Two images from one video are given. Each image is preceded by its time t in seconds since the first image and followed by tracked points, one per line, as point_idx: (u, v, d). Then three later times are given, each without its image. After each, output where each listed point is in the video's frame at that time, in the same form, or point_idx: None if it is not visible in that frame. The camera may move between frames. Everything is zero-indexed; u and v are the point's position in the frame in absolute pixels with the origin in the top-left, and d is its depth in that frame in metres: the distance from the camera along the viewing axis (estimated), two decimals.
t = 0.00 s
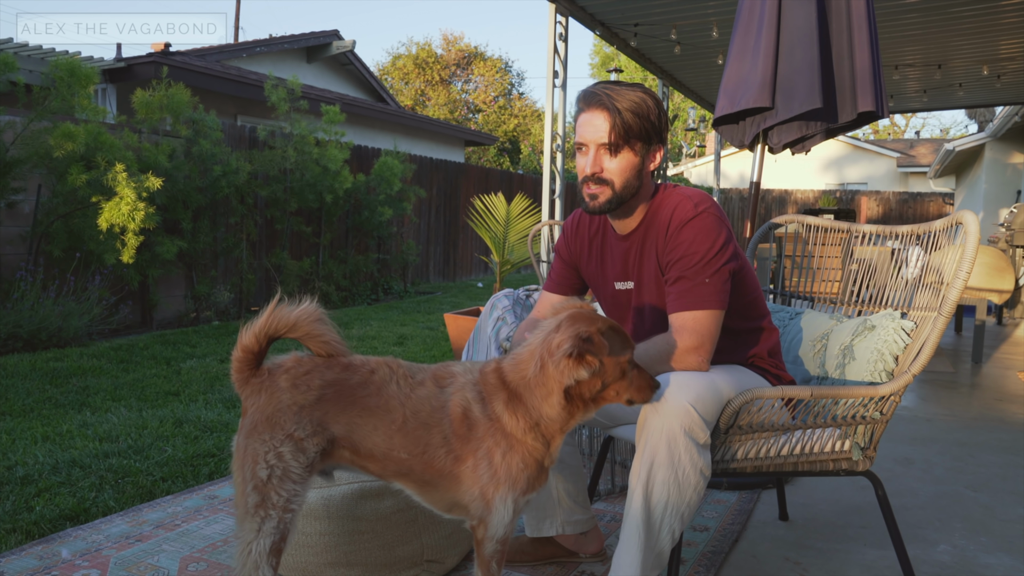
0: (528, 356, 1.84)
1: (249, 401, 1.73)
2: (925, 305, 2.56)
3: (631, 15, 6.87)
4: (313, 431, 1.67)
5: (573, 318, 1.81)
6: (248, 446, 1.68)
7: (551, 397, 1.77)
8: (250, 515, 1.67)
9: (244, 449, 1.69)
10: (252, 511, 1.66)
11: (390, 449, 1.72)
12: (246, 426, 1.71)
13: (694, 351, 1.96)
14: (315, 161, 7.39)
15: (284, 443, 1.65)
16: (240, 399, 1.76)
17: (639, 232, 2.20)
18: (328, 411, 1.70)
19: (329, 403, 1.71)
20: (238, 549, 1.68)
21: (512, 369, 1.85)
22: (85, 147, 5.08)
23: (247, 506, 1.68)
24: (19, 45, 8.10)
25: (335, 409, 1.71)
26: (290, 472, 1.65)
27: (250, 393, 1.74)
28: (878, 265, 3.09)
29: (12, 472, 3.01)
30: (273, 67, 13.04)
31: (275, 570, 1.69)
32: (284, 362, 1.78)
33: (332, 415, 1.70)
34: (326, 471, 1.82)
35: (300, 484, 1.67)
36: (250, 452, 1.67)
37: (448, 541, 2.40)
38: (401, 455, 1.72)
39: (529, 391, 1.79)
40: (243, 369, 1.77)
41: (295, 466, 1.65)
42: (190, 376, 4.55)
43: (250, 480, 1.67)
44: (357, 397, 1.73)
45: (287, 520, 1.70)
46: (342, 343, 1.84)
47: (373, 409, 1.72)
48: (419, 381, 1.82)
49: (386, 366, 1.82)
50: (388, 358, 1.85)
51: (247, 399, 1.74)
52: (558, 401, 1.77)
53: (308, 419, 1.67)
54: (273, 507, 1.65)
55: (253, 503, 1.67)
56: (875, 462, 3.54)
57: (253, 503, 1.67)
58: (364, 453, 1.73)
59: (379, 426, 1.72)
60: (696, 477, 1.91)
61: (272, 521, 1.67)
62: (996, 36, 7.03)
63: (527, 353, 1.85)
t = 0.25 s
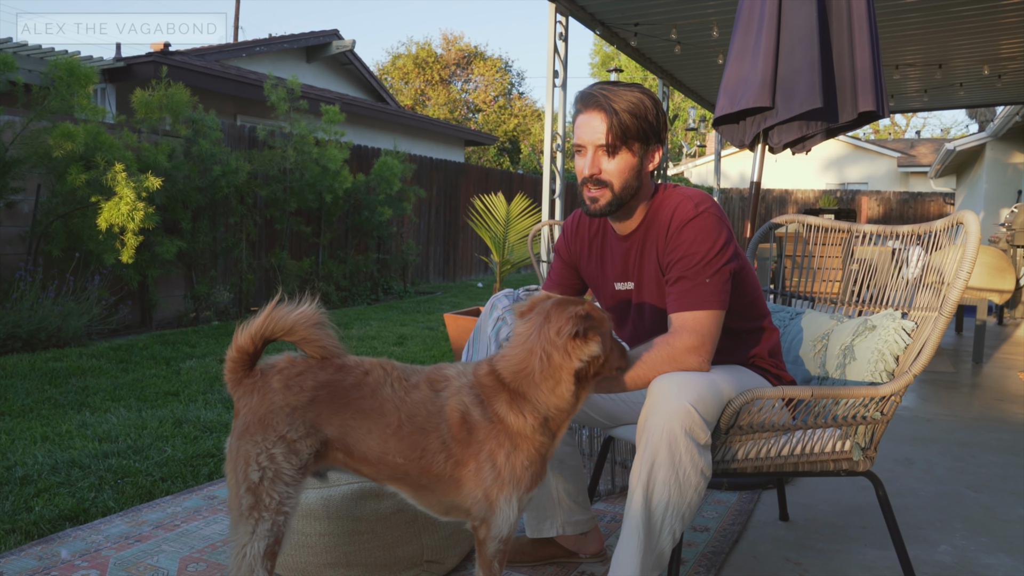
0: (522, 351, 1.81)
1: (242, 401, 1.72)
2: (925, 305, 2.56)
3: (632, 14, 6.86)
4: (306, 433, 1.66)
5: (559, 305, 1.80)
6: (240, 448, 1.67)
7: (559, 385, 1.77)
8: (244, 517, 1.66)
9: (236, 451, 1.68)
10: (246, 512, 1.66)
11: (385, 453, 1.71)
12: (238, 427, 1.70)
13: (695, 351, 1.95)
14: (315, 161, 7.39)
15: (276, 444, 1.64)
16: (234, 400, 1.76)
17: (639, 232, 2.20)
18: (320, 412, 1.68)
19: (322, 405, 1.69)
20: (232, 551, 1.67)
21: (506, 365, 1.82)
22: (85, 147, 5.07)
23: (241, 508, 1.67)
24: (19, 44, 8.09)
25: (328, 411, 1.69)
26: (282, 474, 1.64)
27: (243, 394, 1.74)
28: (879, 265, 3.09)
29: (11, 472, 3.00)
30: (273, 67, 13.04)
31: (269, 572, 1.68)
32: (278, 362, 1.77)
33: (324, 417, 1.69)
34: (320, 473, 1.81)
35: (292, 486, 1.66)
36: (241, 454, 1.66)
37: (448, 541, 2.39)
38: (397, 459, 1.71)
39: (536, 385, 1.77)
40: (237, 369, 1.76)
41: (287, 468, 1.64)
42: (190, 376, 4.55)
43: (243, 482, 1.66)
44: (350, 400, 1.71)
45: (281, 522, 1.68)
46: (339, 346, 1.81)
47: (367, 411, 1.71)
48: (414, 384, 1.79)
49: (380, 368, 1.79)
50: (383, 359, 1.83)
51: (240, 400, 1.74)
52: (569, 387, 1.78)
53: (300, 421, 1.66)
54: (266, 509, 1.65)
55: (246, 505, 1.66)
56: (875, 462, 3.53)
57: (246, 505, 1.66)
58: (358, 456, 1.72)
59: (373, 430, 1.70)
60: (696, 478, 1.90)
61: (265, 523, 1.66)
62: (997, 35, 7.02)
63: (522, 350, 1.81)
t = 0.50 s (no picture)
0: (518, 347, 1.76)
1: (234, 403, 1.68)
2: (925, 305, 2.56)
3: (632, 14, 6.86)
4: (299, 436, 1.62)
5: (543, 297, 1.78)
6: (232, 451, 1.63)
7: (563, 373, 1.75)
8: (237, 521, 1.62)
9: (228, 454, 1.64)
10: (238, 516, 1.62)
11: (383, 459, 1.66)
12: (230, 429, 1.66)
13: (695, 351, 1.94)
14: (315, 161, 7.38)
15: (268, 447, 1.59)
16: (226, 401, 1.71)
17: (642, 231, 2.19)
18: (313, 416, 1.64)
19: (315, 408, 1.64)
20: (226, 554, 1.63)
21: (500, 362, 1.79)
22: (84, 147, 5.07)
23: (234, 511, 1.63)
24: (18, 44, 8.09)
25: (322, 414, 1.64)
26: (274, 477, 1.60)
27: (235, 395, 1.69)
28: (879, 265, 3.08)
29: (10, 472, 3.00)
30: (273, 67, 13.04)
31: None
32: (271, 364, 1.71)
33: (318, 421, 1.64)
34: (315, 476, 1.77)
35: (285, 489, 1.62)
36: (232, 457, 1.62)
37: (448, 542, 2.39)
38: (397, 466, 1.66)
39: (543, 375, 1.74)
40: (230, 370, 1.70)
41: (279, 471, 1.60)
42: (190, 376, 4.55)
43: (235, 485, 1.62)
44: (345, 404, 1.66)
45: (274, 526, 1.64)
46: (333, 346, 1.77)
47: (363, 417, 1.66)
48: (412, 388, 1.74)
49: (376, 372, 1.74)
50: (379, 362, 1.77)
51: (232, 401, 1.69)
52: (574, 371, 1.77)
53: (293, 424, 1.61)
54: (259, 512, 1.61)
55: (239, 509, 1.62)
56: (876, 463, 3.53)
57: (240, 508, 1.62)
58: (354, 461, 1.68)
59: (371, 436, 1.66)
60: (696, 478, 1.90)
61: (259, 526, 1.62)
62: (997, 35, 7.01)
63: (520, 347, 1.76)
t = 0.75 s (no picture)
0: (521, 341, 1.79)
1: (231, 404, 1.65)
2: (926, 305, 2.55)
3: (632, 14, 6.85)
4: (296, 439, 1.58)
5: (533, 292, 1.86)
6: (227, 454, 1.59)
7: (564, 363, 1.83)
8: (233, 524, 1.58)
9: (224, 457, 1.60)
10: (235, 519, 1.58)
11: (388, 465, 1.63)
12: (226, 431, 1.62)
13: (697, 352, 1.94)
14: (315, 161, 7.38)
15: (264, 449, 1.56)
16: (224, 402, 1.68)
17: (644, 232, 2.19)
18: (311, 420, 1.59)
19: (313, 412, 1.60)
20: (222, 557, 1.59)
21: (501, 358, 1.80)
22: (84, 147, 5.07)
23: (230, 515, 1.59)
24: (18, 44, 8.09)
25: (320, 418, 1.60)
26: (270, 481, 1.56)
27: (232, 396, 1.66)
28: (879, 265, 3.09)
29: (9, 472, 2.99)
30: (272, 67, 13.04)
31: None
32: (268, 366, 1.68)
33: (316, 425, 1.59)
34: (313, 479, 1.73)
35: (281, 493, 1.58)
36: (228, 460, 1.58)
37: (447, 542, 2.40)
38: (403, 471, 1.63)
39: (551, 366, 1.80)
40: (229, 370, 1.68)
41: (275, 474, 1.56)
42: (189, 376, 4.55)
43: (231, 487, 1.58)
44: (344, 409, 1.62)
45: (272, 529, 1.60)
46: (335, 344, 1.74)
47: (365, 423, 1.62)
48: (416, 393, 1.70)
49: (377, 376, 1.69)
50: (379, 367, 1.73)
51: (229, 402, 1.66)
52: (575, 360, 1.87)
53: (290, 427, 1.57)
54: (256, 516, 1.57)
55: (235, 512, 1.58)
56: (876, 463, 3.52)
57: (236, 512, 1.58)
58: (356, 467, 1.64)
59: (374, 442, 1.62)
60: (696, 478, 1.90)
61: (255, 530, 1.58)
62: (998, 35, 7.01)
63: (528, 342, 1.78)
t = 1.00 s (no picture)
0: (522, 338, 1.79)
1: (230, 406, 1.64)
2: (926, 305, 2.55)
3: (632, 13, 6.84)
4: (296, 441, 1.56)
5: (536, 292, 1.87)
6: (226, 456, 1.57)
7: (563, 362, 1.83)
8: (232, 527, 1.56)
9: (222, 459, 1.59)
10: (234, 522, 1.56)
11: (392, 466, 1.62)
12: (225, 433, 1.61)
13: (704, 352, 1.94)
14: (314, 160, 7.37)
15: (263, 452, 1.55)
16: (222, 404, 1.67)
17: (644, 233, 2.18)
18: (311, 422, 1.58)
19: (313, 414, 1.58)
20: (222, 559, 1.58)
21: (504, 355, 1.79)
22: (83, 147, 5.06)
23: (229, 518, 1.57)
24: (17, 44, 8.08)
25: (321, 420, 1.58)
26: (270, 483, 1.55)
27: (230, 398, 1.65)
28: (880, 265, 3.08)
29: (9, 473, 2.99)
30: (272, 66, 13.03)
31: None
32: (267, 366, 1.67)
33: (317, 427, 1.58)
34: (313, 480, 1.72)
35: (281, 495, 1.57)
36: (227, 462, 1.57)
37: (447, 542, 2.39)
38: (408, 472, 1.62)
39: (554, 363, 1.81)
40: (228, 371, 1.67)
41: (275, 477, 1.55)
42: (189, 376, 4.54)
43: (230, 490, 1.57)
44: (346, 410, 1.61)
45: (272, 532, 1.59)
46: (335, 347, 1.73)
47: (369, 424, 1.61)
48: (420, 394, 1.69)
49: (378, 377, 1.68)
50: (380, 367, 1.72)
51: (227, 404, 1.65)
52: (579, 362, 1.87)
53: (290, 429, 1.56)
54: (255, 519, 1.55)
55: (235, 515, 1.56)
56: (877, 463, 3.51)
57: (235, 514, 1.57)
58: (358, 467, 1.62)
59: (377, 443, 1.61)
60: (696, 478, 1.89)
61: (255, 533, 1.57)
62: (999, 34, 7.00)
63: (530, 337, 1.79)
